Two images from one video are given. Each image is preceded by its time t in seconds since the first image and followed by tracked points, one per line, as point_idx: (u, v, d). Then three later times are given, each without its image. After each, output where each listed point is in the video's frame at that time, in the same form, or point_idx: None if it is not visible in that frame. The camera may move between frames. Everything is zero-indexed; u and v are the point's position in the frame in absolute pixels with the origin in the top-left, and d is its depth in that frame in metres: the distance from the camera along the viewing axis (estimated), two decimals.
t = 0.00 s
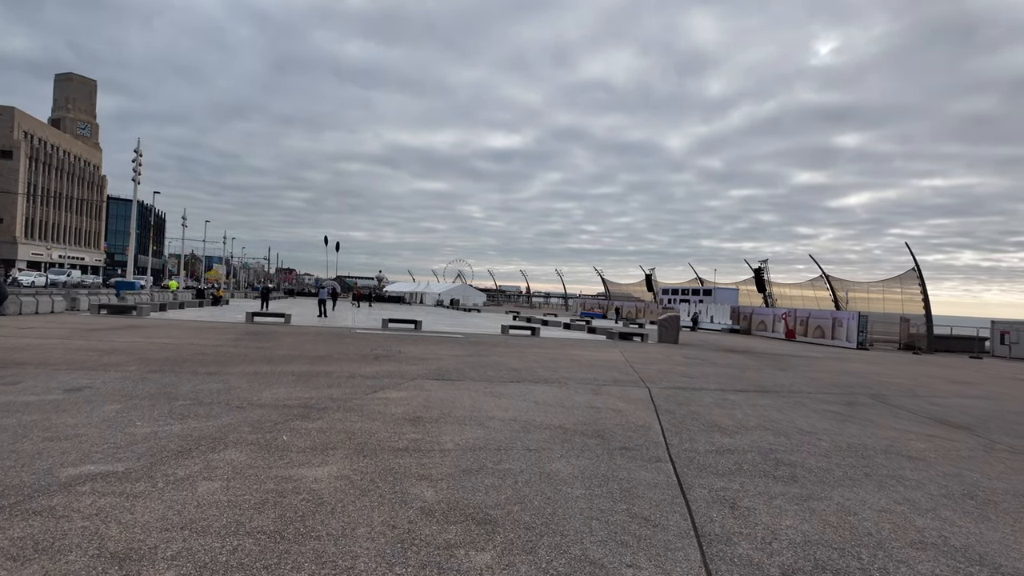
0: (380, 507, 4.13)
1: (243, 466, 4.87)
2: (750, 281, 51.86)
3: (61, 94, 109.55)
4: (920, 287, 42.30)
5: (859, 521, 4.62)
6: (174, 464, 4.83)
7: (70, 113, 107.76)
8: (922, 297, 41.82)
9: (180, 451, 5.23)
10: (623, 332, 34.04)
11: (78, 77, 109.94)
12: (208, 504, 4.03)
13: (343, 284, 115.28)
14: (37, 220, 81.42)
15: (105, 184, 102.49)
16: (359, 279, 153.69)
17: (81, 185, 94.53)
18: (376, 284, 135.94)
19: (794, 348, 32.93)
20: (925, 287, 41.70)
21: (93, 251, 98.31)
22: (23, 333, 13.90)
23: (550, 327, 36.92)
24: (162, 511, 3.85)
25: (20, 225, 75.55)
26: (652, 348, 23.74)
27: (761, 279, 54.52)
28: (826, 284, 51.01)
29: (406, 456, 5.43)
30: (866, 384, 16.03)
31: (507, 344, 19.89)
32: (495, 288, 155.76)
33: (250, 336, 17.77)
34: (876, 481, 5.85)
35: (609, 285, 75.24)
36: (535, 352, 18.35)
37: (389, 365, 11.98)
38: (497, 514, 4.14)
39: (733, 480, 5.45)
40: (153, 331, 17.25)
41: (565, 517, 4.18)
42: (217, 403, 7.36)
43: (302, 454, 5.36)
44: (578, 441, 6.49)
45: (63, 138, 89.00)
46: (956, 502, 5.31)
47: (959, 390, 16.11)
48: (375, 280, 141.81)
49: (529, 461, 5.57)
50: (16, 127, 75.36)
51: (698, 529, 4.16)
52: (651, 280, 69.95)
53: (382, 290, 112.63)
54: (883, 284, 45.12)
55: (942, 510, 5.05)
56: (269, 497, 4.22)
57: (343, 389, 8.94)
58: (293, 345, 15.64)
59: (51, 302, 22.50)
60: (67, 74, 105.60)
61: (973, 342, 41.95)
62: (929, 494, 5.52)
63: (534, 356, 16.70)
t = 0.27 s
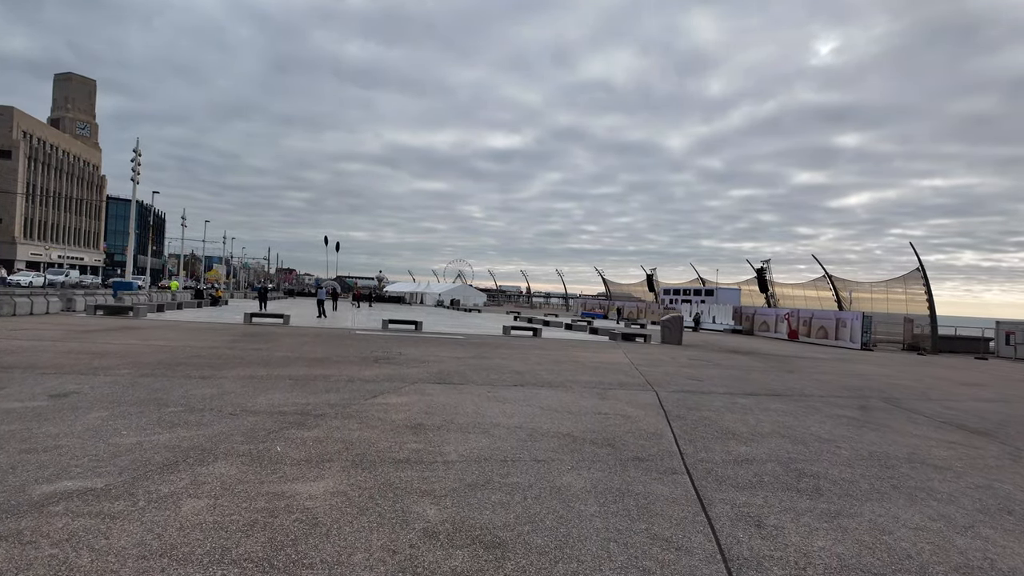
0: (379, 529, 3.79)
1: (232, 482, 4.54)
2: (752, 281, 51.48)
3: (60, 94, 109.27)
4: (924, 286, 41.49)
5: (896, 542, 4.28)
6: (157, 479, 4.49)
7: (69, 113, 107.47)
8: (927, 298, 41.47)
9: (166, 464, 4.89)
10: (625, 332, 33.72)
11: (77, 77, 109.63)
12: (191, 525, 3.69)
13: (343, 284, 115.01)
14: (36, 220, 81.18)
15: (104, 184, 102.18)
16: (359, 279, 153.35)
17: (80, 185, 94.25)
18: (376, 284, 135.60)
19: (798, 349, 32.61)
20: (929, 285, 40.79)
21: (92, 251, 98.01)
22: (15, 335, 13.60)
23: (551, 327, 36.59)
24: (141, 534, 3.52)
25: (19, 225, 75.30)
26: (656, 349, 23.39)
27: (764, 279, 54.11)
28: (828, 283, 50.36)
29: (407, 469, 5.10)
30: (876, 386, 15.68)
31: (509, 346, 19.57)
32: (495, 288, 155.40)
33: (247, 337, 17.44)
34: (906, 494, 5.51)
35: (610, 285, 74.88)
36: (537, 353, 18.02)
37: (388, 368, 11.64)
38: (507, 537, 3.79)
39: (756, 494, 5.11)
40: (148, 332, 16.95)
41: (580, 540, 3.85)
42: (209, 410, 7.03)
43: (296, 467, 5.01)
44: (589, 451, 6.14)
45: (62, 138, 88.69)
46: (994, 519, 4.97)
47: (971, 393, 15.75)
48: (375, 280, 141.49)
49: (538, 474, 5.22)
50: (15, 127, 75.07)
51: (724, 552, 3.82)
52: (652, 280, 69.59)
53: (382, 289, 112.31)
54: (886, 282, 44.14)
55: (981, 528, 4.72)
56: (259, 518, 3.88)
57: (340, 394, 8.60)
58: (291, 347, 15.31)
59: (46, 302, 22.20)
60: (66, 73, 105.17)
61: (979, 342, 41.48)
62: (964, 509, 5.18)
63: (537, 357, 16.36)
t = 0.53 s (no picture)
0: (375, 547, 3.43)
1: (216, 493, 4.18)
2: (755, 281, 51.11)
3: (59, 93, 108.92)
4: (929, 285, 41.24)
5: (940, 558, 3.92)
6: (134, 490, 4.13)
7: (68, 113, 107.12)
8: (931, 297, 41.06)
9: (145, 473, 4.53)
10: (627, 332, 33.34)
11: (76, 77, 109.29)
12: (166, 545, 3.33)
13: (342, 284, 114.63)
14: (34, 220, 80.84)
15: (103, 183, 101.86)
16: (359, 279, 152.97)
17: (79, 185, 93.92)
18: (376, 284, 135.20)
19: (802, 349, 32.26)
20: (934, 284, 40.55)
21: (91, 251, 97.63)
22: (3, 335, 13.23)
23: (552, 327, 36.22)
24: (110, 555, 3.16)
25: (17, 225, 74.95)
26: (659, 349, 23.01)
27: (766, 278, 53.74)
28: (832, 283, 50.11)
29: (406, 478, 4.74)
30: (886, 386, 15.31)
31: (511, 346, 19.18)
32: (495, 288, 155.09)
33: (243, 337, 17.03)
34: (939, 503, 5.15)
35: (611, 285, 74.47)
36: (540, 353, 17.63)
37: (387, 369, 11.26)
38: (516, 556, 3.44)
39: (781, 504, 4.76)
40: (141, 332, 16.57)
41: (596, 558, 3.50)
42: (198, 414, 6.67)
43: (286, 476, 4.65)
44: (599, 457, 5.78)
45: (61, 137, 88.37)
46: None
47: (984, 393, 15.40)
48: (375, 280, 141.15)
49: (546, 483, 4.86)
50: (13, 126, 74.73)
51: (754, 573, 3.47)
52: (653, 279, 69.20)
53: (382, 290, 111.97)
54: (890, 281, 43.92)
55: None
56: (243, 535, 3.53)
57: (335, 396, 8.22)
58: (287, 347, 14.93)
59: (39, 302, 21.80)
60: (65, 72, 104.70)
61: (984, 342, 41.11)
62: (1005, 520, 4.83)
63: (538, 358, 16.00)
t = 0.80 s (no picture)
0: None
1: (198, 516, 3.82)
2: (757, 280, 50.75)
3: (59, 93, 108.62)
4: (934, 285, 40.98)
5: None
6: (108, 514, 3.77)
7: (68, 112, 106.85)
8: (936, 297, 40.67)
9: (122, 493, 4.17)
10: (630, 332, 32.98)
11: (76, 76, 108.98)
12: None
13: (343, 284, 114.33)
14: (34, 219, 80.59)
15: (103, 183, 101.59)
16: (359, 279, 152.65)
17: (78, 185, 93.65)
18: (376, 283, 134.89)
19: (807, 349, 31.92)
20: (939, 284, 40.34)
21: (90, 251, 97.36)
22: None
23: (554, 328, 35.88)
24: None
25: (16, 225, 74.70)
26: (664, 351, 22.66)
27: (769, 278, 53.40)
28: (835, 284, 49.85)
29: (406, 496, 4.38)
30: (898, 389, 14.95)
31: (513, 347, 18.83)
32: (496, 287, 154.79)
33: (240, 338, 16.68)
34: (980, 522, 4.79)
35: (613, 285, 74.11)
36: (542, 355, 17.28)
37: (386, 373, 10.91)
38: None
39: (812, 525, 4.39)
40: (136, 334, 16.23)
41: None
42: (186, 423, 6.31)
43: (275, 496, 4.27)
44: (612, 471, 5.41)
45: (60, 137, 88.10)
46: None
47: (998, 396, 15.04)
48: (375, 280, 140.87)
49: (557, 502, 4.49)
50: (12, 126, 74.47)
51: None
52: (655, 279, 68.83)
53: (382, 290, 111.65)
54: (894, 282, 43.80)
55: None
56: (223, 568, 3.16)
57: (332, 403, 7.86)
58: (285, 349, 14.59)
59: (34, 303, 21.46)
60: (64, 72, 104.41)
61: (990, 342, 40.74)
62: None
63: (542, 360, 15.65)
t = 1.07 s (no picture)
0: None
1: (182, 533, 3.49)
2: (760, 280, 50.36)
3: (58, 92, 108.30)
4: (939, 284, 40.60)
5: None
6: (83, 531, 3.44)
7: (67, 112, 106.54)
8: (942, 297, 40.29)
9: (99, 506, 3.83)
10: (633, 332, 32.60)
11: (76, 75, 108.63)
12: None
13: (343, 283, 113.99)
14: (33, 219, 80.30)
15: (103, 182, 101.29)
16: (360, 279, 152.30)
17: (78, 184, 93.33)
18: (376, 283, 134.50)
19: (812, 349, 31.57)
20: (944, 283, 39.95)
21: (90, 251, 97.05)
22: None
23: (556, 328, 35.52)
24: None
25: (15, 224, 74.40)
26: (668, 351, 22.29)
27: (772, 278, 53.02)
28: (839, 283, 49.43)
29: (409, 510, 4.04)
30: (911, 391, 14.59)
31: (517, 347, 18.47)
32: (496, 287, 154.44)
33: (237, 339, 16.31)
34: None
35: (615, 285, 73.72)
36: (546, 355, 16.91)
37: (386, 374, 10.56)
38: None
39: (850, 542, 4.05)
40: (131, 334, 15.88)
41: None
42: (175, 428, 5.97)
43: (265, 510, 3.91)
44: (629, 481, 5.05)
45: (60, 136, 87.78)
46: None
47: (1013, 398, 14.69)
48: (376, 279, 140.50)
49: (573, 516, 4.13)
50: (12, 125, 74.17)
51: None
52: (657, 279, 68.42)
53: (382, 290, 111.28)
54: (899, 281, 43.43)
55: None
56: None
57: (330, 406, 7.49)
58: (283, 349, 14.23)
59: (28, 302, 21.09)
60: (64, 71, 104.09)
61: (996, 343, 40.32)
62: None
63: (545, 360, 15.30)
